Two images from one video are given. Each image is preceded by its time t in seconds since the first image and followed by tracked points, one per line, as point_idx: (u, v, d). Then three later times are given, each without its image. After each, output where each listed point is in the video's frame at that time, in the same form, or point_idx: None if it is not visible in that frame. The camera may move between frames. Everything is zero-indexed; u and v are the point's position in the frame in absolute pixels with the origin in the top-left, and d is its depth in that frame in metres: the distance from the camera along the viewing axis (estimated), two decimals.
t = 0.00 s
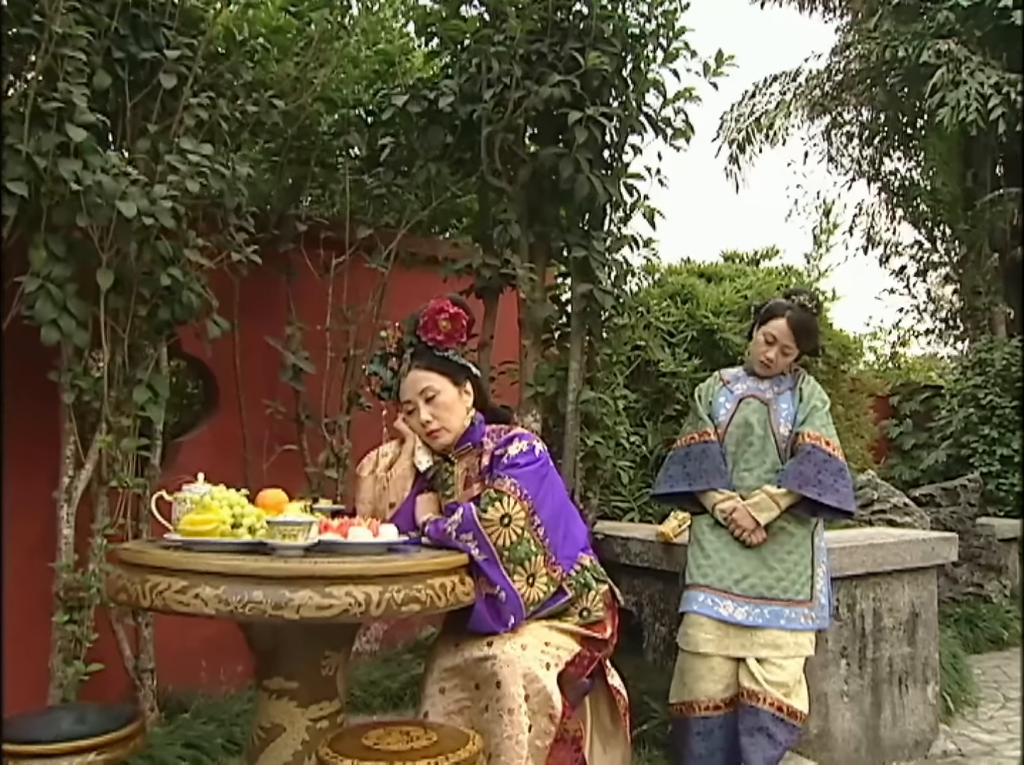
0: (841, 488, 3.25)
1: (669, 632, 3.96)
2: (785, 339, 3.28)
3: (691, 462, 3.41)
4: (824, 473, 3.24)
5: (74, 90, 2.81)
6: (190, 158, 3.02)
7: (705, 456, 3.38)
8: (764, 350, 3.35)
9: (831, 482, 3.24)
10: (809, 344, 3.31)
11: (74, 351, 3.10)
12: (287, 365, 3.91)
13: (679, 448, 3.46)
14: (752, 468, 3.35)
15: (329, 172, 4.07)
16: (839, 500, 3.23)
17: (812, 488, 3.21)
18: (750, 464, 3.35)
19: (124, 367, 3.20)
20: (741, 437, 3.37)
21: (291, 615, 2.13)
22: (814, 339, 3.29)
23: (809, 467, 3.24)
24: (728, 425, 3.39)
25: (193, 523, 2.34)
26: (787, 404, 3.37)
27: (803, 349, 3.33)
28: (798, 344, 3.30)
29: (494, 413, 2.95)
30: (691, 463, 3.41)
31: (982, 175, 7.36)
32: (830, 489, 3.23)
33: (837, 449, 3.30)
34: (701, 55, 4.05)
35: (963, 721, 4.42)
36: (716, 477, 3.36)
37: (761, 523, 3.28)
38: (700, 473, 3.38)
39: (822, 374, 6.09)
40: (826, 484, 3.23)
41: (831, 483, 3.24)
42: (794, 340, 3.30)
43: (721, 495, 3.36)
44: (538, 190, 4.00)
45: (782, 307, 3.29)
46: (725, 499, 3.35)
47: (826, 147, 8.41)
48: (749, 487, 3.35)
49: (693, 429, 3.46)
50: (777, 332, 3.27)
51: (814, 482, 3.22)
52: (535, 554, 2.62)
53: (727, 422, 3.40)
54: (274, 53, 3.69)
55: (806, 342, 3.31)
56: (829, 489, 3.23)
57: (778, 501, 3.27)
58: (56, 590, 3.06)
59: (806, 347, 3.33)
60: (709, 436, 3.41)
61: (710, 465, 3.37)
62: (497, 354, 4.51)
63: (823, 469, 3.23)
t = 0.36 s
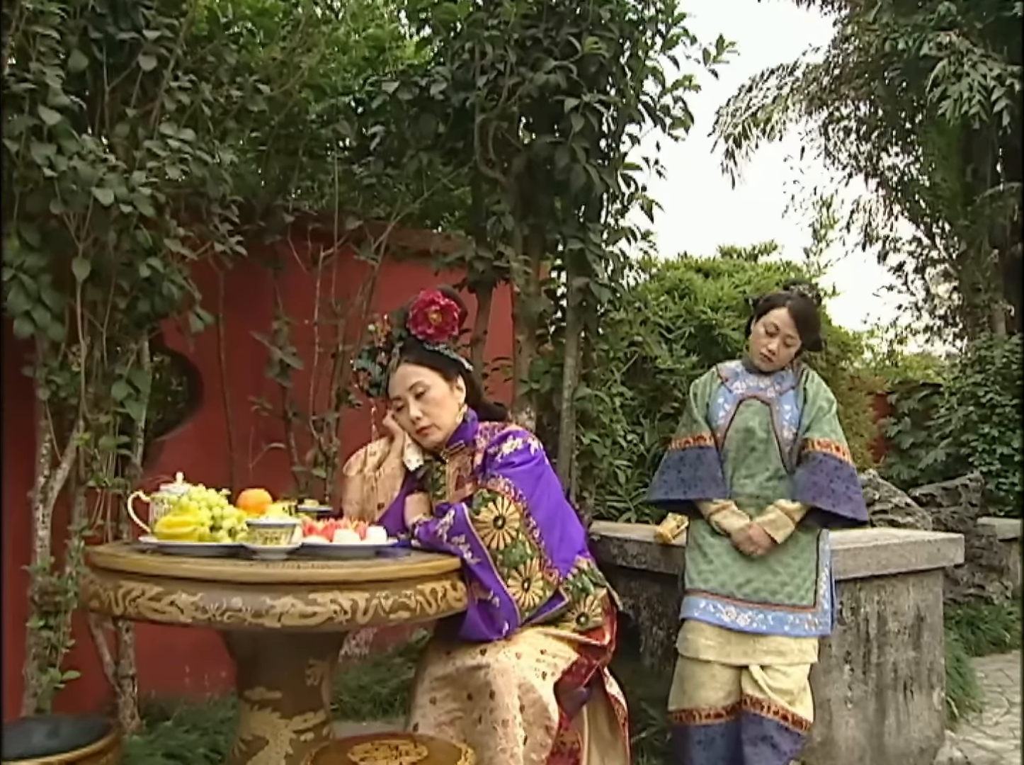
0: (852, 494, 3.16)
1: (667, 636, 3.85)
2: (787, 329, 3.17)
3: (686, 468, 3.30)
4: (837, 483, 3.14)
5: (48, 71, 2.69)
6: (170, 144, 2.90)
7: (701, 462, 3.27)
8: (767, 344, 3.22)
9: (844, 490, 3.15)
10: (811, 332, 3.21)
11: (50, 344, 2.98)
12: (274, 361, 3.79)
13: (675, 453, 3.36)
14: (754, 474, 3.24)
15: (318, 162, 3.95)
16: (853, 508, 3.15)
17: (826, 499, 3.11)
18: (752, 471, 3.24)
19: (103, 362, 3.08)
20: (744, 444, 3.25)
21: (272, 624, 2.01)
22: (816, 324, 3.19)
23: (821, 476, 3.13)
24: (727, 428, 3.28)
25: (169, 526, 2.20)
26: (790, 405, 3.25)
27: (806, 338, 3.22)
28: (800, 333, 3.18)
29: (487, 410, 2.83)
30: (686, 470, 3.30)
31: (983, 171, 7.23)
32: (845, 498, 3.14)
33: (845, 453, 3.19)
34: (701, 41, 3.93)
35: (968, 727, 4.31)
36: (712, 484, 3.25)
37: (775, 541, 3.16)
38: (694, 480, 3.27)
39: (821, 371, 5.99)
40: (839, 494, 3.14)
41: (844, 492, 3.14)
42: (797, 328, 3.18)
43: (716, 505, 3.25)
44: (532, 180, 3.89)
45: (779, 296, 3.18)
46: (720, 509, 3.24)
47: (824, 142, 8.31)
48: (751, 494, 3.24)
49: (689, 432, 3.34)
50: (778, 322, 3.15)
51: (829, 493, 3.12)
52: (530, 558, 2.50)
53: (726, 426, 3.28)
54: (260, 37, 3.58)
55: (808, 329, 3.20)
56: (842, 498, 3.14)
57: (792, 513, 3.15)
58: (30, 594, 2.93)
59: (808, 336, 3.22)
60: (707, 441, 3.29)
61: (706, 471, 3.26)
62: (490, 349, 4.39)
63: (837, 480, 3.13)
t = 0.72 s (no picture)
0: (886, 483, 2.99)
1: (666, 642, 3.74)
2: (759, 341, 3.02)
3: (678, 470, 3.16)
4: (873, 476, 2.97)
5: (22, 53, 2.57)
6: (151, 130, 2.79)
7: (693, 467, 3.15)
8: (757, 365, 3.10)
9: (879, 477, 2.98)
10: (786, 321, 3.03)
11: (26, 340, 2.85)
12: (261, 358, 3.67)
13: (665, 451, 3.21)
14: (759, 481, 3.11)
15: (307, 153, 3.86)
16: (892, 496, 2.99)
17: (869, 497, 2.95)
18: (757, 477, 3.12)
19: (81, 359, 2.96)
20: (746, 452, 3.11)
21: (252, 635, 1.89)
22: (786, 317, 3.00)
23: (854, 476, 2.98)
24: (728, 433, 3.14)
25: (146, 531, 2.08)
26: (797, 405, 3.09)
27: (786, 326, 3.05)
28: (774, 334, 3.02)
29: (480, 408, 2.72)
30: (677, 471, 3.17)
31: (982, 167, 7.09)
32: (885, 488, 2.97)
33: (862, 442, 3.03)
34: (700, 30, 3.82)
35: (974, 734, 4.21)
36: (703, 493, 3.14)
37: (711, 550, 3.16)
38: (685, 483, 3.14)
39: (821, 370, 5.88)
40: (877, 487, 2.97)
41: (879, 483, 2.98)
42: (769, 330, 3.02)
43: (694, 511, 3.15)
44: (528, 172, 3.78)
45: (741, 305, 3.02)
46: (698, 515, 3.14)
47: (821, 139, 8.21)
48: (752, 501, 3.12)
49: (683, 434, 3.21)
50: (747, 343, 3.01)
51: (871, 486, 2.95)
52: (527, 563, 2.39)
53: (727, 430, 3.14)
54: (246, 22, 3.47)
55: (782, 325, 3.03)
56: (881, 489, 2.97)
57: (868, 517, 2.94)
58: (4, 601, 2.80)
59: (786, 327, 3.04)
60: (702, 444, 3.17)
61: (698, 476, 3.14)
62: (484, 346, 4.28)
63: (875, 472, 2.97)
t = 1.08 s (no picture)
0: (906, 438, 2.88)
1: (664, 647, 3.63)
2: (779, 282, 3.11)
3: (659, 456, 3.22)
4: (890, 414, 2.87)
5: None
6: (127, 114, 2.66)
7: (673, 461, 3.22)
8: (769, 311, 3.13)
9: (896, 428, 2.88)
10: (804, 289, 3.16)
11: None
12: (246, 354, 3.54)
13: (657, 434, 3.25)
14: (768, 467, 3.03)
15: (293, 142, 3.71)
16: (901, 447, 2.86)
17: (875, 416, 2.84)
18: (765, 462, 3.03)
19: (54, 354, 2.83)
20: (753, 433, 3.05)
21: (228, 648, 1.77)
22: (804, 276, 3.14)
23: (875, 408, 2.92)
24: (736, 416, 3.09)
25: (115, 536, 1.94)
26: (805, 387, 3.06)
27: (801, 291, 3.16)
28: (792, 286, 3.13)
29: (474, 406, 2.61)
30: (658, 457, 3.22)
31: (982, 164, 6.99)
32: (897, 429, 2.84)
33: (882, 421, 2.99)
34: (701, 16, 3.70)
35: (980, 743, 4.09)
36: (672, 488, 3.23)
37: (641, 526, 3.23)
38: (658, 470, 3.20)
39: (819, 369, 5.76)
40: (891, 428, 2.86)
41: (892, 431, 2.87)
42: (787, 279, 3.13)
43: (650, 496, 3.26)
44: (524, 160, 3.65)
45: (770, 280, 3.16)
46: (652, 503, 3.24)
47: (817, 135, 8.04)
48: (762, 487, 3.02)
49: (678, 422, 3.24)
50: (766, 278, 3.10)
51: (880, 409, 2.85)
52: (522, 570, 2.26)
53: (735, 413, 3.09)
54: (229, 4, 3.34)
55: (800, 284, 3.15)
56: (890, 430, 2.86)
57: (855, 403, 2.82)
58: None
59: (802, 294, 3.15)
60: (690, 448, 3.22)
61: (675, 470, 3.22)
62: (476, 343, 4.16)
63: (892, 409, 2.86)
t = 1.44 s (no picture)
0: (858, 420, 2.76)
1: (661, 653, 3.51)
2: (788, 282, 2.95)
3: (657, 475, 3.13)
4: (848, 389, 2.75)
5: None
6: (102, 96, 2.54)
7: (671, 477, 3.11)
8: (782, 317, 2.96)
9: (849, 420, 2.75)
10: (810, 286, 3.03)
11: None
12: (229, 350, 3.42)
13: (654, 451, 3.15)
14: (768, 467, 2.91)
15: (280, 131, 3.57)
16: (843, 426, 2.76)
17: (823, 384, 2.75)
18: (765, 461, 2.92)
19: (26, 348, 2.70)
20: (752, 431, 2.93)
21: (201, 663, 1.66)
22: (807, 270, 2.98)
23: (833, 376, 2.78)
24: (735, 415, 2.97)
25: (81, 541, 1.82)
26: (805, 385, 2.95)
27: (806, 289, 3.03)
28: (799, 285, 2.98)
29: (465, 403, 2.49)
30: (657, 477, 3.13)
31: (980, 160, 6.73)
32: (842, 406, 2.74)
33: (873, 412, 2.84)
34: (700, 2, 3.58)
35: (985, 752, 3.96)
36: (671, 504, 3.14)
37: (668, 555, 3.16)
38: (656, 488, 3.13)
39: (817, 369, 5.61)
40: (842, 401, 2.75)
41: (840, 412, 2.75)
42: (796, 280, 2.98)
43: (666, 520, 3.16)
44: (517, 150, 3.53)
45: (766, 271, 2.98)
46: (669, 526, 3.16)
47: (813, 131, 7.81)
48: (762, 487, 2.91)
49: (678, 437, 3.11)
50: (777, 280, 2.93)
51: (828, 379, 2.74)
52: (517, 576, 2.15)
53: (734, 412, 2.97)
54: None
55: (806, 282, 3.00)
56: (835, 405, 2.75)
57: (799, 362, 2.75)
58: None
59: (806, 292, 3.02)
60: (692, 461, 3.10)
61: (677, 488, 3.11)
62: (468, 339, 4.04)
63: (846, 384, 2.73)
